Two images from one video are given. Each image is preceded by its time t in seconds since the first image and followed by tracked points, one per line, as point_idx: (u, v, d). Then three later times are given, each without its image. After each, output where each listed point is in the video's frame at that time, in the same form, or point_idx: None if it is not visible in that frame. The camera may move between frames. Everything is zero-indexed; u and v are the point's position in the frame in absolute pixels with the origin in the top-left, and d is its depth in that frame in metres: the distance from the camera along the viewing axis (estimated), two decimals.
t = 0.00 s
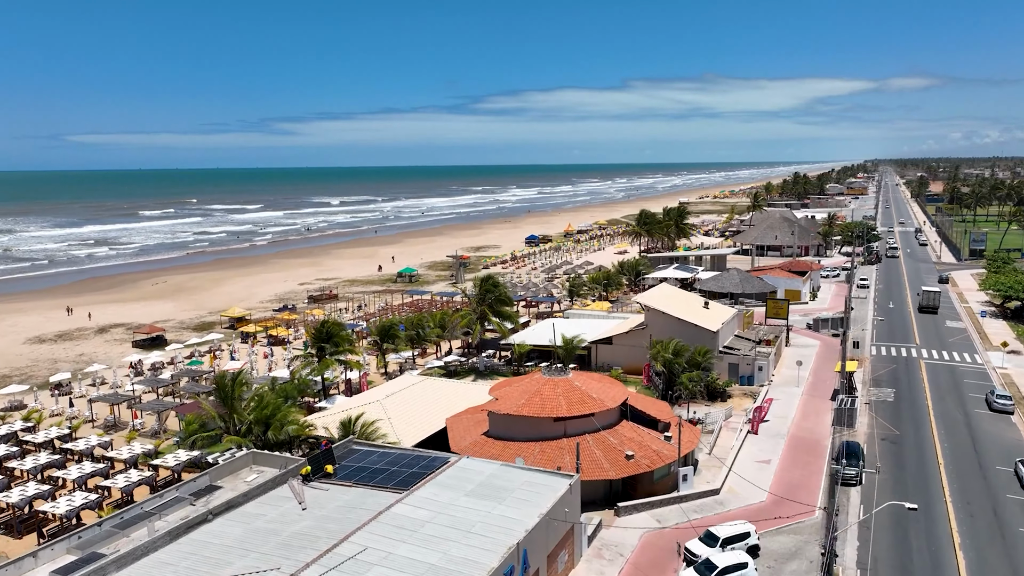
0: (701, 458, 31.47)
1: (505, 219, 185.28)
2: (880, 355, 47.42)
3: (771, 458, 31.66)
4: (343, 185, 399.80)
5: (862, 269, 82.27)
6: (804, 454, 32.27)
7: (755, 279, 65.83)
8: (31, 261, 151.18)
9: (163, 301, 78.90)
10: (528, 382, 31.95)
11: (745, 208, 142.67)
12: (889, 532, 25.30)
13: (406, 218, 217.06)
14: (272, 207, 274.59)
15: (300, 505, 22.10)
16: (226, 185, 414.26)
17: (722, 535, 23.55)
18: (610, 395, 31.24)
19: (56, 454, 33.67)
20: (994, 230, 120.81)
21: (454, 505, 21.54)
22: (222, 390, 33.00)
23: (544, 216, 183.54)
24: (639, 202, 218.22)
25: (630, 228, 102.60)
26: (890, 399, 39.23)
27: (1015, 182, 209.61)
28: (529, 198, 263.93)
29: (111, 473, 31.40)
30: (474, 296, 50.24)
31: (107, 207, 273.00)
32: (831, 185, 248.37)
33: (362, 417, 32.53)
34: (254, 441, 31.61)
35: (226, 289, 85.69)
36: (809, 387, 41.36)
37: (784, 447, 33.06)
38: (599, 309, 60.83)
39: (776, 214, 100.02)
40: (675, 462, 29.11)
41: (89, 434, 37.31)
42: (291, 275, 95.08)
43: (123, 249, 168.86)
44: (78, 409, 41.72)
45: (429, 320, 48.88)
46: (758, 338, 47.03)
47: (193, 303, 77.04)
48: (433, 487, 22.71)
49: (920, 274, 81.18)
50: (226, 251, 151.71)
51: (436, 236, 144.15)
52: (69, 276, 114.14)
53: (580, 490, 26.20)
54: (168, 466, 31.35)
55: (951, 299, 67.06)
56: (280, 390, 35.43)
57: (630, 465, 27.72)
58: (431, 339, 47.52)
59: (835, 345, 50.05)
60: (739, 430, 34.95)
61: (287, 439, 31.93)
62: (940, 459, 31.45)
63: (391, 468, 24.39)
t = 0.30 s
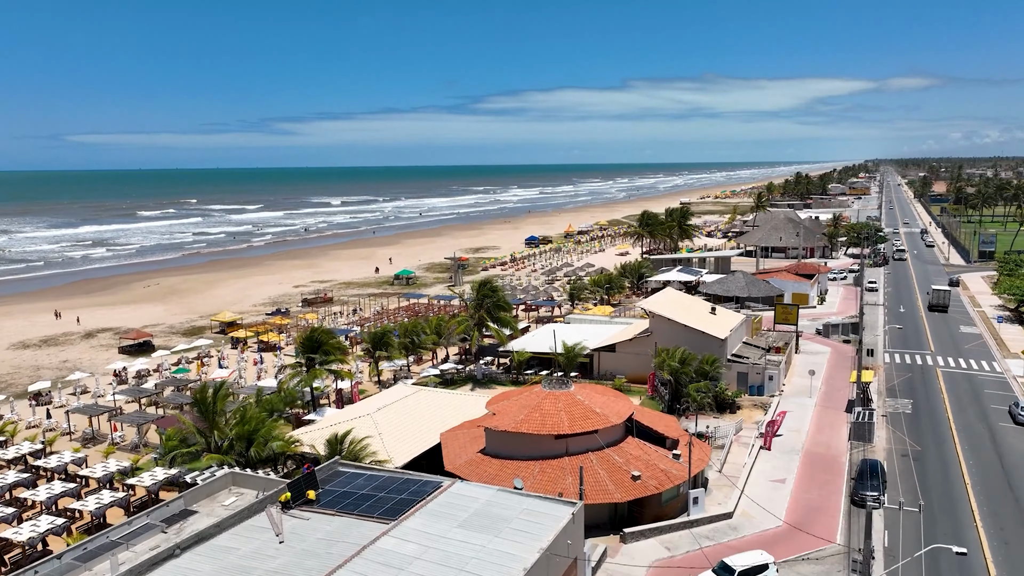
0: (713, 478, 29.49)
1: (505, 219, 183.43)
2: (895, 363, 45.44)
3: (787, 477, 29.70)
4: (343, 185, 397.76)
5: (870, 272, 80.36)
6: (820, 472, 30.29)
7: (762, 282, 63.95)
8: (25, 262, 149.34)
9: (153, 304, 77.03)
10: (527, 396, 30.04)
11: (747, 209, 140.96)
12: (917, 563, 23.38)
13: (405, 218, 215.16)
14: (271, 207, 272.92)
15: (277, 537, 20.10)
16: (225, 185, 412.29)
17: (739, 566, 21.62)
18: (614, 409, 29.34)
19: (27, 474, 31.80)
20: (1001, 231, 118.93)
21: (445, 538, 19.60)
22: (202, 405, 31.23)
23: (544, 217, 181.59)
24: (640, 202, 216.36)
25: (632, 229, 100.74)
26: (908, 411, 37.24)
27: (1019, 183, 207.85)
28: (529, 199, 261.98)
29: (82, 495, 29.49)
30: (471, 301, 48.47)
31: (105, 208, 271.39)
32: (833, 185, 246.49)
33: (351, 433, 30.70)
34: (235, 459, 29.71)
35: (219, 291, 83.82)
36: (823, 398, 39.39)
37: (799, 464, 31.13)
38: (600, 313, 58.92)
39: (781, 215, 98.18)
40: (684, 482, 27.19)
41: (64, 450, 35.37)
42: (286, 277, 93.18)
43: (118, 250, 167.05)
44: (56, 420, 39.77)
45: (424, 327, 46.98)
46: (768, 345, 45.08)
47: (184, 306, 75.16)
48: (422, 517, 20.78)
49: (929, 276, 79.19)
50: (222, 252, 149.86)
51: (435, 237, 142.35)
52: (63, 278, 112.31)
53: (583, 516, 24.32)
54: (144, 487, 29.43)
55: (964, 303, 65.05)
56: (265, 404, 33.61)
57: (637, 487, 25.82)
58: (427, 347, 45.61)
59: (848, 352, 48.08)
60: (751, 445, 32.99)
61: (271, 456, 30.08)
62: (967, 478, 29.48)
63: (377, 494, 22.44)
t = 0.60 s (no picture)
0: (725, 500, 27.53)
1: (505, 220, 181.42)
2: (911, 372, 43.48)
3: (805, 499, 27.75)
4: (343, 185, 395.78)
5: (878, 275, 78.39)
6: (839, 493, 28.33)
7: (769, 285, 61.99)
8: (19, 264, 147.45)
9: (144, 308, 75.09)
10: (527, 412, 28.12)
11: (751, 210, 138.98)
12: None
13: (404, 219, 213.16)
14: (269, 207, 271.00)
15: None
16: (224, 185, 410.15)
17: None
18: (619, 426, 27.44)
19: None
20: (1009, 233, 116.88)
21: None
22: (177, 420, 29.20)
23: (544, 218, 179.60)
24: (641, 203, 214.37)
25: (634, 230, 98.78)
26: (928, 424, 35.29)
27: None
28: (529, 199, 259.96)
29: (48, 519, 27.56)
30: (468, 306, 46.58)
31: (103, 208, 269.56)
32: (836, 185, 244.48)
33: (338, 450, 28.84)
34: (215, 479, 27.88)
35: (211, 294, 81.87)
36: (837, 410, 37.44)
37: (817, 483, 29.19)
38: (603, 318, 56.98)
39: (786, 216, 96.24)
40: (695, 506, 25.28)
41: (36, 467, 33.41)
42: (281, 280, 91.25)
43: (114, 251, 165.20)
44: (31, 433, 37.84)
45: (419, 334, 45.05)
46: (778, 353, 43.17)
47: (175, 310, 73.23)
48: (409, 553, 18.86)
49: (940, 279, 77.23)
50: (218, 253, 147.86)
51: (433, 238, 140.39)
52: (55, 280, 110.39)
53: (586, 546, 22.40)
54: (115, 510, 27.57)
55: (978, 308, 63.06)
56: (248, 419, 31.71)
57: (645, 512, 23.91)
58: (422, 356, 43.70)
59: (861, 361, 46.12)
60: (764, 462, 31.03)
61: (252, 476, 28.22)
62: (999, 500, 27.52)
63: (362, 524, 20.55)
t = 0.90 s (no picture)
0: (739, 525, 25.59)
1: (505, 220, 179.55)
2: (929, 382, 41.51)
3: (826, 524, 25.80)
4: (343, 185, 394.21)
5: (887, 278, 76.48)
6: (862, 517, 26.37)
7: (776, 289, 60.06)
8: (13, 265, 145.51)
9: (134, 311, 73.15)
10: (526, 430, 26.18)
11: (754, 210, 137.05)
12: None
13: (403, 219, 211.13)
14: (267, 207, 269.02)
15: None
16: (223, 185, 407.81)
17: None
18: (626, 445, 25.50)
19: None
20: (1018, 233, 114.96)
21: None
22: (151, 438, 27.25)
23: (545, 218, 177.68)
24: (642, 203, 212.40)
25: (636, 231, 96.87)
26: (951, 439, 33.33)
27: None
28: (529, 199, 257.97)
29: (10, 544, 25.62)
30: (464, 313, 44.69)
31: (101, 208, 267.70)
32: (839, 184, 242.56)
33: (324, 471, 26.96)
34: (191, 501, 25.95)
35: (203, 297, 79.94)
36: (854, 423, 35.48)
37: (837, 506, 27.24)
38: (605, 324, 55.05)
39: (791, 216, 94.29)
40: (708, 534, 23.34)
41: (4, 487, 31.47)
42: (276, 282, 89.37)
43: (110, 252, 163.35)
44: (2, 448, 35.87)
45: (414, 342, 43.13)
46: (789, 362, 41.21)
47: (165, 314, 71.29)
48: None
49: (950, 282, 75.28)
50: (214, 255, 145.90)
51: (432, 238, 138.50)
52: (46, 282, 108.44)
53: None
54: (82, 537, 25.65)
55: (992, 312, 61.08)
56: (228, 437, 29.80)
57: (654, 542, 21.98)
58: (416, 365, 41.80)
59: (876, 369, 44.14)
60: (780, 481, 29.07)
61: (230, 498, 26.31)
62: None
63: (344, 562, 18.62)
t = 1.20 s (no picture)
0: (755, 555, 23.64)
1: (504, 220, 177.44)
2: (948, 392, 39.56)
3: (850, 553, 23.86)
4: (342, 185, 392.41)
5: (896, 281, 74.60)
6: (889, 545, 24.42)
7: (784, 293, 58.16)
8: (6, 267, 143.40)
9: (123, 316, 71.20)
10: (525, 452, 24.25)
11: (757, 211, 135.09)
12: None
13: (402, 219, 209.03)
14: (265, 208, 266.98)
15: None
16: (221, 185, 405.37)
17: None
18: (633, 468, 23.56)
19: None
20: None
21: None
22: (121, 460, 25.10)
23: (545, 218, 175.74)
24: (643, 203, 210.34)
25: (638, 232, 94.95)
26: (977, 455, 31.40)
27: None
28: (529, 199, 255.87)
29: None
30: (461, 320, 42.75)
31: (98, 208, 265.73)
32: (842, 185, 240.50)
33: (307, 494, 25.05)
34: (162, 527, 23.98)
35: (195, 301, 78.01)
36: (872, 438, 33.53)
37: (861, 532, 25.28)
38: (607, 330, 53.11)
39: (796, 217, 92.34)
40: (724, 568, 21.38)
41: None
42: (270, 285, 87.44)
43: (105, 253, 161.32)
44: None
45: (408, 350, 41.22)
46: (802, 372, 39.27)
47: (154, 318, 69.36)
48: None
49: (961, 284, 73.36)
50: (210, 256, 143.89)
51: (430, 239, 136.49)
52: (38, 284, 106.48)
53: None
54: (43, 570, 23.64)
55: (1007, 316, 59.14)
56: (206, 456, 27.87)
57: None
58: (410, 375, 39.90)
59: (892, 378, 42.18)
60: (798, 504, 27.11)
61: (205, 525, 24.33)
62: None
63: None
